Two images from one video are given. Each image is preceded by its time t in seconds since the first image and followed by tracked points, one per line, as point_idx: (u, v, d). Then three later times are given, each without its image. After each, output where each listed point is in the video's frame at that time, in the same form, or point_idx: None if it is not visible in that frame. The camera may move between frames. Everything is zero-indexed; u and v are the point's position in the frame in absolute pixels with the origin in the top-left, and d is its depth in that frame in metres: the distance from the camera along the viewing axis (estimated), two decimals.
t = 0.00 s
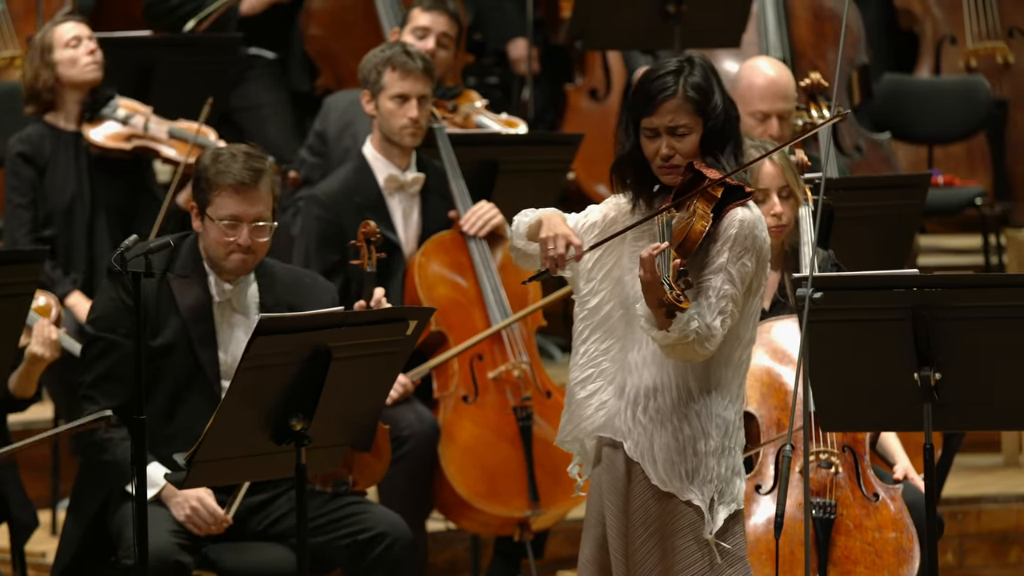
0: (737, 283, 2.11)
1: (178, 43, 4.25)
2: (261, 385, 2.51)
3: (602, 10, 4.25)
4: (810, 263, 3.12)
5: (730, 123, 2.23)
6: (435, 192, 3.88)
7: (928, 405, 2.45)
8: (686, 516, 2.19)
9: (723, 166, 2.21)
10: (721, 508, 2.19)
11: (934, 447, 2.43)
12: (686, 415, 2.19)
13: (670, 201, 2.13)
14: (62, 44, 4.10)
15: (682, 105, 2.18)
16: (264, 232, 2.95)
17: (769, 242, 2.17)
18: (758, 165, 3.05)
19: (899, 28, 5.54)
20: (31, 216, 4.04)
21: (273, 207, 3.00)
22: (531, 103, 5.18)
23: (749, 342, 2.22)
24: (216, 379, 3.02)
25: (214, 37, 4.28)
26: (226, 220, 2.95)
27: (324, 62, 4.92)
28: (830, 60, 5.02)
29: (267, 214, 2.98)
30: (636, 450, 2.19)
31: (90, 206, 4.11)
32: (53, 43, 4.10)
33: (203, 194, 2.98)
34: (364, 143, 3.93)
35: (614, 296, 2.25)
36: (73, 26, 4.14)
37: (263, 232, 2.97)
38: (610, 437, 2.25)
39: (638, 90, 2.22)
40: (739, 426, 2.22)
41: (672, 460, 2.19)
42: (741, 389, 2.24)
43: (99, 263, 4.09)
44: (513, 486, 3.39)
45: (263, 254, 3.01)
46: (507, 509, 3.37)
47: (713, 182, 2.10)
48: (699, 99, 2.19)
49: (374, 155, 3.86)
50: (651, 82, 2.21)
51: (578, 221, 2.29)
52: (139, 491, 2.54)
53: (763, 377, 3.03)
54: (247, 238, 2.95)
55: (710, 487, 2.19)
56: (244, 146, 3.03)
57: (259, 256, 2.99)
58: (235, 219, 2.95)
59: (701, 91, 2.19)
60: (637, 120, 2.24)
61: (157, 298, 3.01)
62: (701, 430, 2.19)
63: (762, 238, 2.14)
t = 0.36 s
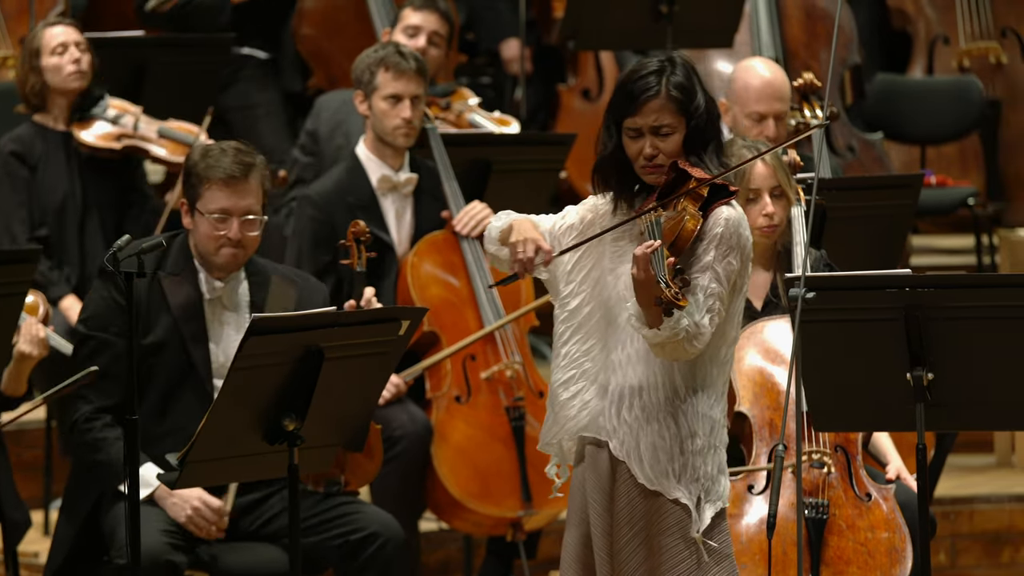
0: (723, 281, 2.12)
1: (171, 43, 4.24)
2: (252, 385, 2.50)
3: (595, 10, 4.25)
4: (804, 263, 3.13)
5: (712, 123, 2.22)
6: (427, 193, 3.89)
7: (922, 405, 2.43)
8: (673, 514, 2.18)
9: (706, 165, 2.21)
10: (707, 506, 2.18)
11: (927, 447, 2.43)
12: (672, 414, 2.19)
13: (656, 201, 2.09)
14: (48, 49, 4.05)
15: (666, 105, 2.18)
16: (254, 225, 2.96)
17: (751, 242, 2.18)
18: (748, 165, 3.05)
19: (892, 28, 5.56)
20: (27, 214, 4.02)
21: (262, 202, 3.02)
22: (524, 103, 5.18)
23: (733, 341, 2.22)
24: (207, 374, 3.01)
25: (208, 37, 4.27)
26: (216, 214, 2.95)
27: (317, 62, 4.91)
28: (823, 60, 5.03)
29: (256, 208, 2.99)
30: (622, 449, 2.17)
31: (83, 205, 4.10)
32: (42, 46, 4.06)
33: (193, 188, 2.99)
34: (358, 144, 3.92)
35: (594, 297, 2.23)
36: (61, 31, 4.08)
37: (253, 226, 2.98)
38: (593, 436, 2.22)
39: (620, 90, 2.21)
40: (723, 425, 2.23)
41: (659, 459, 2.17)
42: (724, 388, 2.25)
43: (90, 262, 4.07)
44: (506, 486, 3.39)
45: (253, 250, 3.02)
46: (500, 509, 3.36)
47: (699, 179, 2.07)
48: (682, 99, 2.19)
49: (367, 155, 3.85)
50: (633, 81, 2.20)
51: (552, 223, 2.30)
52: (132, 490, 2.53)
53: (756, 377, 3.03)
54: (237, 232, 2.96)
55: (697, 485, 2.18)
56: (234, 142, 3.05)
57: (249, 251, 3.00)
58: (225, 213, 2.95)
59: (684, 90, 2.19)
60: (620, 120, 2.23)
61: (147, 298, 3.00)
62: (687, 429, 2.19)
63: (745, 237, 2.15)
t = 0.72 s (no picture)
0: (707, 282, 2.11)
1: (164, 43, 4.23)
2: (244, 384, 2.50)
3: (588, 10, 4.25)
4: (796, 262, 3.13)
5: (697, 123, 2.22)
6: (421, 193, 3.90)
7: (914, 405, 2.45)
8: (655, 515, 2.16)
9: (691, 165, 2.21)
10: (690, 506, 2.18)
11: (920, 447, 2.43)
12: (656, 413, 2.18)
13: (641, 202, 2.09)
14: (37, 52, 4.02)
15: (651, 105, 2.18)
16: (218, 201, 3.05)
17: (734, 243, 2.18)
18: (741, 166, 3.10)
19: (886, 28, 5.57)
20: (18, 214, 4.02)
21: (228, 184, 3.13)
22: (517, 103, 5.18)
23: (716, 342, 2.22)
24: (195, 365, 3.04)
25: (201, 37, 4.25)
26: (182, 193, 3.07)
27: (310, 62, 4.91)
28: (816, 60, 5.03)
29: (222, 188, 3.10)
30: (604, 448, 2.17)
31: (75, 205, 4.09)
32: (32, 48, 4.03)
33: (161, 177, 3.12)
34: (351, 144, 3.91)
35: (578, 299, 2.23)
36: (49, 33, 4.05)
37: (218, 203, 3.08)
38: (576, 434, 2.21)
39: (605, 91, 2.22)
40: (705, 425, 2.22)
41: (642, 458, 2.16)
42: (706, 388, 2.25)
43: (81, 262, 4.07)
44: (498, 487, 3.38)
45: (223, 233, 3.10)
46: (493, 509, 3.35)
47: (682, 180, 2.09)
48: (667, 99, 2.19)
49: (360, 155, 3.85)
50: (618, 82, 2.21)
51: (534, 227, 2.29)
52: (123, 491, 2.52)
53: (749, 377, 3.03)
54: (202, 208, 3.06)
55: (679, 485, 2.18)
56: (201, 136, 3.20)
57: (219, 231, 3.08)
58: (191, 190, 3.07)
59: (668, 91, 2.19)
60: (604, 121, 2.23)
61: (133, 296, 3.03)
62: (670, 428, 2.18)
63: (729, 237, 2.14)
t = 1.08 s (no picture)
0: (692, 282, 2.11)
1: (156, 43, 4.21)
2: (236, 383, 2.49)
3: (581, 10, 4.25)
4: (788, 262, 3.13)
5: (681, 124, 2.22)
6: (413, 193, 3.89)
7: (906, 405, 2.45)
8: (639, 514, 2.16)
9: (675, 166, 2.20)
10: (674, 506, 2.18)
11: (913, 447, 2.43)
12: (640, 414, 2.17)
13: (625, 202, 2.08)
14: (29, 52, 4.01)
15: (635, 106, 2.18)
16: (192, 180, 3.08)
17: (719, 244, 2.18)
18: (735, 166, 3.13)
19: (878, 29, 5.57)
20: (9, 213, 4.02)
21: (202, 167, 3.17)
22: (509, 103, 5.17)
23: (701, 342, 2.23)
24: (182, 354, 3.03)
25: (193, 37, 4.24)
26: (157, 176, 3.09)
27: (301, 62, 4.90)
28: (808, 60, 5.04)
29: (196, 171, 3.13)
30: (589, 449, 2.16)
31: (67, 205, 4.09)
32: (24, 48, 4.02)
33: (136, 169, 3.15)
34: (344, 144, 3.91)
35: (565, 303, 2.22)
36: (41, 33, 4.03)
37: (193, 184, 3.11)
38: (561, 435, 2.20)
39: (590, 91, 2.21)
40: (689, 425, 2.22)
41: (627, 459, 2.16)
42: (691, 389, 2.25)
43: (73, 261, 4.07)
44: (490, 487, 3.38)
45: (199, 215, 3.11)
46: (485, 509, 3.35)
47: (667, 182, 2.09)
48: (651, 100, 2.18)
49: (353, 155, 3.84)
50: (602, 83, 2.21)
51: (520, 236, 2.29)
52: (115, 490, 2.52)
53: (740, 378, 3.02)
54: (177, 189, 3.08)
55: (664, 485, 2.18)
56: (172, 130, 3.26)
57: (195, 213, 3.09)
58: (165, 173, 3.10)
59: (653, 91, 2.19)
60: (589, 121, 2.22)
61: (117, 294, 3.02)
62: (655, 429, 2.18)
63: (713, 238, 2.14)
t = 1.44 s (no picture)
0: (681, 281, 2.11)
1: (148, 43, 4.20)
2: (228, 384, 2.49)
3: (573, 10, 4.24)
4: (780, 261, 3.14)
5: (666, 124, 2.22)
6: (405, 193, 3.88)
7: (899, 405, 2.45)
8: (630, 513, 2.16)
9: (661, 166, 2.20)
10: (665, 505, 2.17)
11: (905, 447, 2.43)
12: (631, 414, 2.17)
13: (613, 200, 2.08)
14: (22, 54, 4.01)
15: (620, 107, 2.17)
16: (176, 174, 3.07)
17: (707, 242, 2.18)
18: (728, 165, 3.18)
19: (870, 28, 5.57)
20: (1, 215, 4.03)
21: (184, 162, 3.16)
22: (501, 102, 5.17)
23: (690, 341, 2.23)
24: (170, 348, 3.04)
25: (186, 37, 4.22)
26: (141, 172, 3.07)
27: (293, 62, 4.89)
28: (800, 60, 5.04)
29: (178, 164, 3.12)
30: (580, 449, 2.16)
31: (59, 205, 4.09)
32: (18, 49, 4.03)
33: (117, 168, 3.13)
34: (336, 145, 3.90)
35: (555, 306, 2.22)
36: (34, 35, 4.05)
37: (177, 177, 3.09)
38: (552, 436, 2.20)
39: (576, 92, 2.21)
40: (679, 424, 2.22)
41: (618, 458, 2.16)
42: (681, 388, 2.25)
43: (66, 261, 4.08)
44: (482, 487, 3.37)
45: (185, 209, 3.10)
46: (477, 509, 3.34)
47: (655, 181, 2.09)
48: (637, 100, 2.18)
49: (345, 156, 3.84)
50: (588, 84, 2.20)
51: (507, 245, 2.29)
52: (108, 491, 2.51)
53: (733, 378, 3.02)
54: (163, 183, 3.07)
55: (655, 485, 2.17)
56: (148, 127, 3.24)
57: (180, 207, 3.08)
58: (149, 168, 3.08)
59: (638, 92, 2.18)
60: (575, 122, 2.22)
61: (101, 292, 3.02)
62: (646, 428, 2.17)
63: (701, 236, 2.14)
